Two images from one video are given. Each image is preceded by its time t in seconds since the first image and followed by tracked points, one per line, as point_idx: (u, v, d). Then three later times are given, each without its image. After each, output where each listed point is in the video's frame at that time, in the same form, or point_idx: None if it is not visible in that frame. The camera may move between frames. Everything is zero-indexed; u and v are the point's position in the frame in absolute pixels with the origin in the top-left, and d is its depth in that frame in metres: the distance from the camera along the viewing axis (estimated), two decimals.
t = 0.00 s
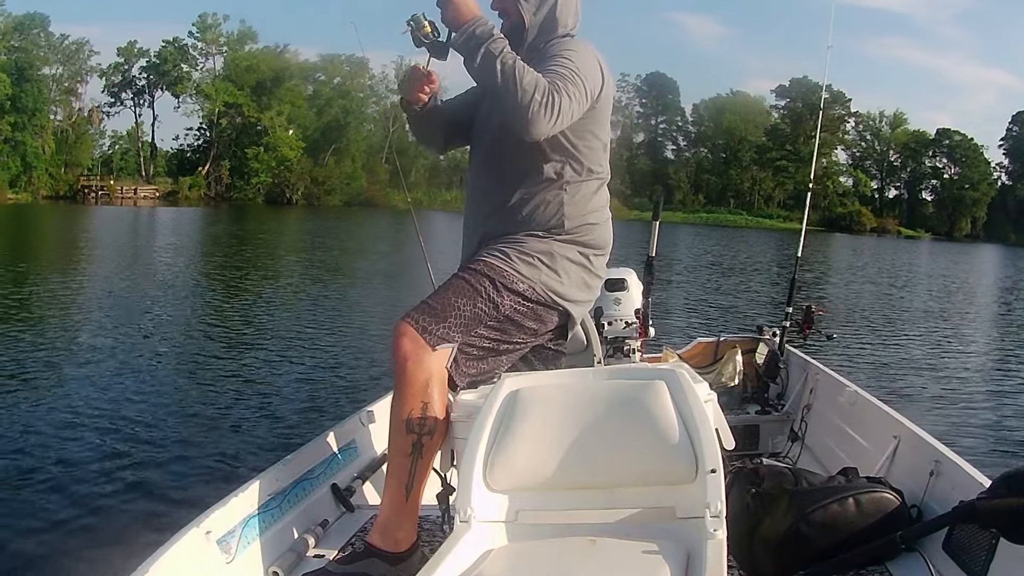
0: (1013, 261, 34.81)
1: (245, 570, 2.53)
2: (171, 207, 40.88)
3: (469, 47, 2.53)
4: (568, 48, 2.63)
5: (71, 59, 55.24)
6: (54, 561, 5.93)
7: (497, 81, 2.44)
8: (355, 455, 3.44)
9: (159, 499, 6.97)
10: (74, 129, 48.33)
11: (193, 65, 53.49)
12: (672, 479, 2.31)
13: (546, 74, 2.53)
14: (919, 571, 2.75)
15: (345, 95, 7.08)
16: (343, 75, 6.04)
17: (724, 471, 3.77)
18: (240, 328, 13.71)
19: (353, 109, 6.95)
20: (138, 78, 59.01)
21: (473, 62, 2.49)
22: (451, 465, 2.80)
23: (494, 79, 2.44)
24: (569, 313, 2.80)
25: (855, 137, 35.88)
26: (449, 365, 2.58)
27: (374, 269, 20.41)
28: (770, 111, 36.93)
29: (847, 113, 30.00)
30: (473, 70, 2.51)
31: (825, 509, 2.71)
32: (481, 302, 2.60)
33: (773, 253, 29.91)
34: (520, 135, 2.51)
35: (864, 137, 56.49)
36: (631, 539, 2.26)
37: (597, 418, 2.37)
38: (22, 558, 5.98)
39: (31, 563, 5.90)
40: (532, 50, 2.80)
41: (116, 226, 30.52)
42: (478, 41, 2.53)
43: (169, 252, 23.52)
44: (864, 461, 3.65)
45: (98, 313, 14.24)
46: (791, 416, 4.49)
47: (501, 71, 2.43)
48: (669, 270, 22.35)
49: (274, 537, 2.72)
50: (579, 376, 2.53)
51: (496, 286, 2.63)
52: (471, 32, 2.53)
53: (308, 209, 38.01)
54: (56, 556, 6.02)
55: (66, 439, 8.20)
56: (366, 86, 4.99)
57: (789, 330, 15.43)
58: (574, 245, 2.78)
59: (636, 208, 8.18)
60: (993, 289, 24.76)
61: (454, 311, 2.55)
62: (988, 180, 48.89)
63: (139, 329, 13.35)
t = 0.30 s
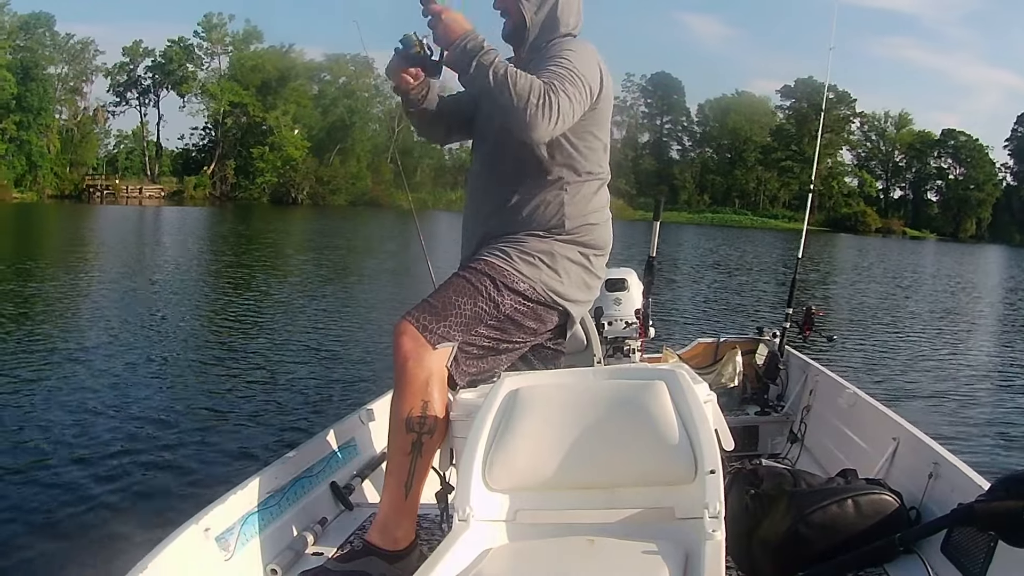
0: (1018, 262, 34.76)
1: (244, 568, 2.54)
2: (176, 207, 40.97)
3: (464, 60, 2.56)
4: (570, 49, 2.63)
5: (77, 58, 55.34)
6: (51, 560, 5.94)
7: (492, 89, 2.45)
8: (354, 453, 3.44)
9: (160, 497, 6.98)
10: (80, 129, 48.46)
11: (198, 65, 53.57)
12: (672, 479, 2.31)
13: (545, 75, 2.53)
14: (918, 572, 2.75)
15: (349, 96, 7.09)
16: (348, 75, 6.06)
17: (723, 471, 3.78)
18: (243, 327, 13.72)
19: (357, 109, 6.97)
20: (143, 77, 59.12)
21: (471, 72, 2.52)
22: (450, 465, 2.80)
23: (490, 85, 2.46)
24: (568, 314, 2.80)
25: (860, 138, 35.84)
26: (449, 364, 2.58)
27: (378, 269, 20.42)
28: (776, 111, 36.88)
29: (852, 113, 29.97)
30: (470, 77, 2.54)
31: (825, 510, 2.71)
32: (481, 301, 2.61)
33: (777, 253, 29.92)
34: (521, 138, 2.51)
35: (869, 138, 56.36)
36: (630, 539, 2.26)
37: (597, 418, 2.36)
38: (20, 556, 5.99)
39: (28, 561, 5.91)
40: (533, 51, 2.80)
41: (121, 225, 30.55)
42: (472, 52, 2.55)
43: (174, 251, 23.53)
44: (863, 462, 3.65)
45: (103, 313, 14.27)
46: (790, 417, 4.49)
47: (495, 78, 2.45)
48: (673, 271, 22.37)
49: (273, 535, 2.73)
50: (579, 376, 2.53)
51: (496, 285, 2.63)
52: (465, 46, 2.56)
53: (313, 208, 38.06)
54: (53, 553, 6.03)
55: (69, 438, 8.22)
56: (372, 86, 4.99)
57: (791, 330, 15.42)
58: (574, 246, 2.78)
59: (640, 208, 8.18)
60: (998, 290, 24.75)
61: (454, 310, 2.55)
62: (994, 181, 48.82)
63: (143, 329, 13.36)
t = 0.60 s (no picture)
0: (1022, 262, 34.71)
1: (243, 568, 2.54)
2: (180, 207, 41.00)
3: (461, 89, 2.59)
4: (571, 50, 2.63)
5: (80, 58, 55.37)
6: (50, 559, 5.95)
7: (491, 110, 2.48)
8: (354, 452, 3.45)
9: (161, 497, 6.99)
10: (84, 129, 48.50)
11: (202, 65, 53.59)
12: (671, 479, 2.31)
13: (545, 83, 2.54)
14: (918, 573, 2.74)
15: (351, 96, 7.10)
16: (351, 74, 6.05)
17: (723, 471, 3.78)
18: (247, 328, 13.73)
19: (360, 110, 6.97)
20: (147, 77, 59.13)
21: (470, 100, 2.55)
22: (450, 464, 2.80)
23: (489, 109, 2.49)
24: (570, 313, 2.80)
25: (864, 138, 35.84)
26: (449, 364, 2.59)
27: (381, 269, 20.43)
28: (780, 111, 36.83)
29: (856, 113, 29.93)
30: (467, 107, 2.57)
31: (824, 510, 2.71)
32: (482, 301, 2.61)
33: (781, 253, 29.90)
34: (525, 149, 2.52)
35: (873, 138, 56.32)
36: (630, 539, 2.26)
37: (598, 418, 2.37)
38: (21, 555, 6.00)
39: (28, 560, 5.93)
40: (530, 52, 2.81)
41: (124, 225, 30.53)
42: (467, 85, 2.58)
43: (177, 252, 23.56)
44: (864, 462, 3.65)
45: (106, 313, 14.28)
46: (790, 417, 4.49)
47: (494, 102, 2.49)
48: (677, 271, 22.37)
49: (272, 534, 2.73)
50: (579, 376, 2.53)
51: (497, 285, 2.64)
52: (459, 80, 2.58)
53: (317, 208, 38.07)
54: (53, 552, 6.05)
55: (72, 438, 8.22)
56: (375, 86, 5.00)
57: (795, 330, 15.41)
58: (576, 245, 2.78)
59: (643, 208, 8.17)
60: (1001, 291, 24.74)
61: (455, 310, 2.56)
62: (998, 182, 48.75)
63: (146, 329, 13.37)
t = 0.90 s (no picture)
0: None
1: (244, 568, 2.55)
2: (183, 207, 41.06)
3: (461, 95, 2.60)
4: (571, 53, 2.63)
5: (84, 58, 55.40)
6: (51, 561, 5.97)
7: (490, 116, 2.49)
8: (354, 452, 3.45)
9: (163, 499, 7.00)
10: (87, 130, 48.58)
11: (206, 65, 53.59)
12: (671, 478, 2.31)
13: (545, 87, 2.55)
14: (918, 572, 2.75)
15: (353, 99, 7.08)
16: (353, 74, 6.05)
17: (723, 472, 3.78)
18: (251, 328, 13.73)
19: (362, 111, 6.97)
20: (151, 78, 59.13)
21: (469, 106, 2.55)
22: (451, 463, 2.80)
23: (489, 116, 2.50)
24: (573, 314, 2.81)
25: (868, 137, 35.72)
26: (452, 364, 2.59)
27: (386, 270, 20.42)
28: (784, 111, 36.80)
29: (859, 114, 29.88)
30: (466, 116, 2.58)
31: (824, 510, 2.71)
32: (484, 302, 2.61)
33: (785, 253, 29.89)
34: (526, 155, 2.52)
35: (876, 138, 56.28)
36: (629, 539, 2.26)
37: (599, 419, 2.37)
38: (24, 557, 6.02)
39: (30, 561, 5.95)
40: (530, 52, 2.81)
41: (128, 226, 30.57)
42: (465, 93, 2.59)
43: (181, 252, 23.62)
44: (863, 462, 3.65)
45: (110, 314, 14.28)
46: (790, 417, 4.49)
47: (493, 108, 2.49)
48: (680, 271, 22.37)
49: (273, 534, 2.73)
50: (581, 376, 2.53)
51: (500, 285, 2.64)
52: (457, 88, 2.59)
53: (321, 207, 38.07)
54: (54, 554, 6.07)
55: (74, 439, 8.24)
56: (377, 86, 5.00)
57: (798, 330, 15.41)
58: (578, 245, 2.79)
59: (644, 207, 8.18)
60: (1005, 290, 24.72)
61: (458, 310, 2.56)
62: (1002, 181, 48.67)
63: (151, 330, 13.37)
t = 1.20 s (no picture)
0: None
1: (244, 568, 2.55)
2: (186, 208, 41.18)
3: (464, 71, 2.56)
4: (572, 51, 2.62)
5: (86, 60, 55.50)
6: (51, 561, 5.98)
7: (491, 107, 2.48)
8: (355, 453, 3.45)
9: (166, 499, 7.01)
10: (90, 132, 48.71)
11: (208, 66, 53.68)
12: (671, 478, 2.31)
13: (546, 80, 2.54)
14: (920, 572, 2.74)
15: (355, 99, 7.10)
16: (358, 76, 6.07)
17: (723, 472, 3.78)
18: (255, 329, 13.76)
19: (364, 112, 6.99)
20: (154, 79, 59.23)
21: (470, 88, 2.53)
22: (451, 464, 2.80)
23: (491, 96, 2.48)
24: (574, 314, 2.81)
25: (870, 136, 35.70)
26: (453, 365, 2.59)
27: (390, 270, 20.48)
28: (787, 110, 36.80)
29: (862, 113, 29.87)
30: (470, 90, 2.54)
31: (825, 510, 2.71)
32: (484, 301, 2.61)
33: (788, 252, 29.90)
34: (527, 148, 2.52)
35: (879, 137, 56.18)
36: (630, 539, 2.26)
37: (600, 420, 2.37)
38: (27, 558, 6.04)
39: (31, 561, 5.97)
40: (532, 50, 2.81)
41: (132, 227, 30.63)
42: (470, 65, 2.55)
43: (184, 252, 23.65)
44: (863, 461, 3.65)
45: (115, 316, 14.30)
46: (791, 416, 4.48)
47: (496, 89, 2.46)
48: (682, 271, 22.38)
49: (274, 534, 2.74)
50: (580, 375, 2.53)
51: (500, 285, 2.64)
52: (463, 60, 2.56)
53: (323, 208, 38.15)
54: (56, 553, 6.10)
55: (77, 441, 8.25)
56: (381, 85, 5.00)
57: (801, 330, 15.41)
58: (579, 245, 2.79)
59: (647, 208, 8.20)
60: (1008, 289, 24.72)
61: (458, 310, 2.56)
62: (1004, 180, 48.65)
63: (155, 331, 13.38)
